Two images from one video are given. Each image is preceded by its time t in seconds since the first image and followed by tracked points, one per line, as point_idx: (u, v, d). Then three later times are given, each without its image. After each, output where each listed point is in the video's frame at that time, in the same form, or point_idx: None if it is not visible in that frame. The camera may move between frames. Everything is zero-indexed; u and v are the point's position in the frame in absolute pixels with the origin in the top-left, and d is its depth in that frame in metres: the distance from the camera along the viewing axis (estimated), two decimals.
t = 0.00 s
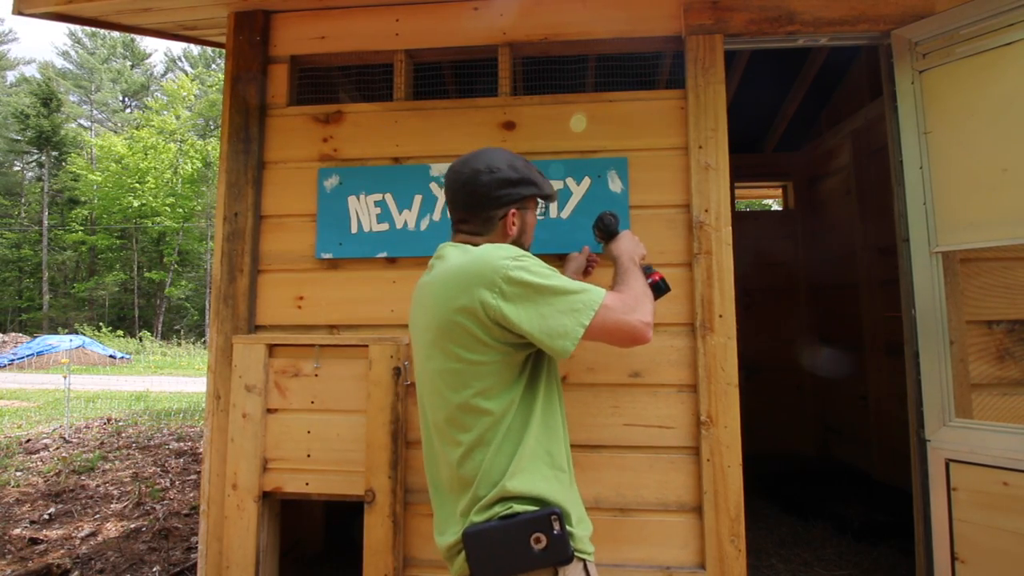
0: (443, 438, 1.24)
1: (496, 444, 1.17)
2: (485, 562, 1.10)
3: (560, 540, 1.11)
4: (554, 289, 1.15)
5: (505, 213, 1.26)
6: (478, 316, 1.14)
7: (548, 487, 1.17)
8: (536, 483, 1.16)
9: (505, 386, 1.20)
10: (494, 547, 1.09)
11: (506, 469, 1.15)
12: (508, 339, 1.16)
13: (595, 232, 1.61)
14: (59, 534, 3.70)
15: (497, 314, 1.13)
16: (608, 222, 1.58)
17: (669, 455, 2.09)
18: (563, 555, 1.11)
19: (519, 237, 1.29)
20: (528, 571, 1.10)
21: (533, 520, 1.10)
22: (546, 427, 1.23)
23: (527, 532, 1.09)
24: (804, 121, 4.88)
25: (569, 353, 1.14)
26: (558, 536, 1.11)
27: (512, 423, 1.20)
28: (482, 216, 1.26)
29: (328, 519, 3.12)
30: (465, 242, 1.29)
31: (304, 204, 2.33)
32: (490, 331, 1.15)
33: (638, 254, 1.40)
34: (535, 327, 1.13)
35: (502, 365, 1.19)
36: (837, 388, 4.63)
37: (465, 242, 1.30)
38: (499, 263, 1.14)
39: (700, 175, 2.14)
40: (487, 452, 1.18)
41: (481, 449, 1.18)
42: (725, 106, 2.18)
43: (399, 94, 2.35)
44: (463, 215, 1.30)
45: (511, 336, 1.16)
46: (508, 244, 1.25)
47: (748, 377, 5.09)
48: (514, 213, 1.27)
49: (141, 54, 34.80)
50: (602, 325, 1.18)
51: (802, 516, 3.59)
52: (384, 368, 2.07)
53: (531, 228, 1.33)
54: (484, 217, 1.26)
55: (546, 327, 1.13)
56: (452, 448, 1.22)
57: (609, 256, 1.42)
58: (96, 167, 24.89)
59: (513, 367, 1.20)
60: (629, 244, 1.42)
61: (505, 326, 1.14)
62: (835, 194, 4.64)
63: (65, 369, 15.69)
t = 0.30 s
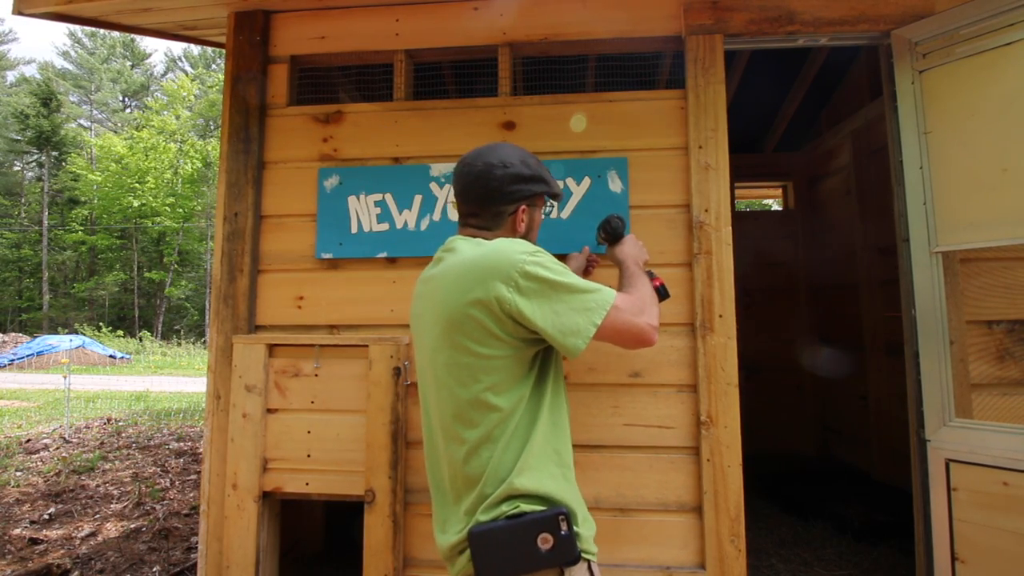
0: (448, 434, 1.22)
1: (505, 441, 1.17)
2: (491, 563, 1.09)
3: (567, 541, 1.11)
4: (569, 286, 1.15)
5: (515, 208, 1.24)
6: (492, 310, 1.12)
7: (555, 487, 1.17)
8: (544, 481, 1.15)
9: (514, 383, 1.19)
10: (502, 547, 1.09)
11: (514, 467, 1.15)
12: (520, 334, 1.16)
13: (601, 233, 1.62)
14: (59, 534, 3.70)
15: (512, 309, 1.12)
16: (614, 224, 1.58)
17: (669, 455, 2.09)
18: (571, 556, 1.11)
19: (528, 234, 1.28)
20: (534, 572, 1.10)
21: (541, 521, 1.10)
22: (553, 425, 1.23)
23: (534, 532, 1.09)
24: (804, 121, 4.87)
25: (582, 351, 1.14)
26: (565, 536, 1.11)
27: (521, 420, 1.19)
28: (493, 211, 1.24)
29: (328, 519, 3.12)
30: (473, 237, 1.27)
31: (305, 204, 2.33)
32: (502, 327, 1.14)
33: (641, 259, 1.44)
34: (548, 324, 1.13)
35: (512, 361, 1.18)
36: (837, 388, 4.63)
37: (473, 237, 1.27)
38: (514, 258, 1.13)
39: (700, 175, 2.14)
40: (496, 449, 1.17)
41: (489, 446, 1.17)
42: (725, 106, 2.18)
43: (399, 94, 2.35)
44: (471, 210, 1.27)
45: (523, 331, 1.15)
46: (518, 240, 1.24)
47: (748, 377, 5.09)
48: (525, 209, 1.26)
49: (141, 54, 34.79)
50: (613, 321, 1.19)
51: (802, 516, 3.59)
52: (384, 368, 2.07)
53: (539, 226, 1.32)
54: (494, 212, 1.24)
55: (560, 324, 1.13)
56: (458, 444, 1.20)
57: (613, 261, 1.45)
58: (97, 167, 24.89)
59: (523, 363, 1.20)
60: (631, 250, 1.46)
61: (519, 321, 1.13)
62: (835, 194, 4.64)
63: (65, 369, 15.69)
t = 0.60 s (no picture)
0: (447, 432, 1.21)
1: (505, 440, 1.16)
2: (490, 564, 1.08)
3: (566, 542, 1.10)
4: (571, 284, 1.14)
5: (517, 204, 1.24)
6: (493, 307, 1.12)
7: (555, 487, 1.16)
8: (543, 481, 1.15)
9: (515, 381, 1.18)
10: (501, 548, 1.08)
11: (514, 465, 1.14)
12: (520, 331, 1.15)
13: (599, 233, 1.62)
14: (59, 534, 3.70)
15: (513, 305, 1.11)
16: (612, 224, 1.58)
17: (669, 455, 2.09)
18: (569, 557, 1.11)
19: (529, 231, 1.27)
20: (533, 573, 1.09)
21: (540, 521, 1.10)
22: (552, 424, 1.22)
23: (533, 532, 1.09)
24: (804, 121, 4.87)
25: (584, 348, 1.14)
26: (563, 537, 1.10)
27: (521, 419, 1.19)
28: (495, 206, 1.24)
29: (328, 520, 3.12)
30: (474, 232, 1.26)
31: (304, 204, 2.33)
32: (504, 323, 1.13)
33: (641, 256, 1.43)
34: (550, 321, 1.12)
35: (513, 358, 1.17)
36: (837, 388, 4.63)
37: (474, 232, 1.27)
38: (517, 254, 1.13)
39: (701, 175, 2.14)
40: (495, 446, 1.16)
41: (489, 444, 1.17)
42: (725, 106, 2.17)
43: (399, 94, 2.35)
44: (473, 204, 1.26)
45: (524, 328, 1.15)
46: (520, 235, 1.23)
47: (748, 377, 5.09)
48: (527, 205, 1.25)
49: (141, 54, 34.78)
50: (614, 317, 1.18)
51: (802, 516, 3.59)
52: (384, 368, 2.07)
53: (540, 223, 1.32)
54: (496, 207, 1.24)
55: (562, 322, 1.12)
56: (457, 442, 1.19)
57: (612, 260, 1.44)
58: (96, 167, 24.88)
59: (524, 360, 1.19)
60: (630, 248, 1.45)
61: (520, 318, 1.13)
62: (835, 194, 4.64)
63: (65, 369, 15.68)
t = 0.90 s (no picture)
0: (446, 431, 1.21)
1: (504, 439, 1.16)
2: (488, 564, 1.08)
3: (565, 543, 1.10)
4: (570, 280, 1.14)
5: (517, 201, 1.23)
6: (493, 305, 1.11)
7: (553, 486, 1.16)
8: (541, 480, 1.15)
9: (514, 380, 1.18)
10: (498, 547, 1.08)
11: (513, 464, 1.14)
12: (520, 329, 1.15)
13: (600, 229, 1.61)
14: (59, 534, 3.70)
15: (514, 303, 1.11)
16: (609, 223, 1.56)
17: (669, 455, 2.08)
18: (567, 556, 1.11)
19: (528, 227, 1.27)
20: (530, 572, 1.09)
21: (538, 521, 1.10)
22: (552, 423, 1.22)
23: (531, 532, 1.09)
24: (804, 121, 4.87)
25: (584, 346, 1.13)
26: (562, 537, 1.10)
27: (521, 417, 1.18)
28: (494, 203, 1.23)
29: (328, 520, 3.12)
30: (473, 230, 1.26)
31: (304, 204, 2.32)
32: (504, 322, 1.13)
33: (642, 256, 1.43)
34: (550, 319, 1.12)
35: (513, 356, 1.17)
36: (837, 388, 4.63)
37: (474, 230, 1.26)
38: (517, 252, 1.12)
39: (701, 175, 2.14)
40: (494, 444, 1.16)
41: (487, 442, 1.16)
42: (725, 106, 2.17)
43: (399, 94, 2.35)
44: (472, 202, 1.26)
45: (524, 326, 1.14)
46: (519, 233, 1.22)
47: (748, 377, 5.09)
48: (527, 202, 1.25)
49: (140, 54, 34.77)
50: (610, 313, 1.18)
51: (802, 517, 3.59)
52: (384, 368, 2.07)
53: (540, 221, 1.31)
54: (496, 204, 1.23)
55: (562, 319, 1.12)
56: (456, 441, 1.19)
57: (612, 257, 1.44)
58: (96, 167, 24.86)
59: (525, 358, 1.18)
60: (630, 246, 1.45)
61: (520, 316, 1.12)
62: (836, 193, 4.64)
63: (65, 369, 15.67)
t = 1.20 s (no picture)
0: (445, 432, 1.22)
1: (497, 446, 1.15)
2: (490, 554, 1.09)
3: (567, 539, 1.09)
4: (561, 311, 1.06)
5: (514, 202, 1.22)
6: (483, 314, 1.10)
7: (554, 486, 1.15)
8: (541, 482, 1.14)
9: (510, 393, 1.16)
10: (500, 539, 1.08)
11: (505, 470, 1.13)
12: (512, 343, 1.12)
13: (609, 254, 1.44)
14: (58, 535, 3.70)
15: (502, 315, 1.09)
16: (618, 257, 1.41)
17: (669, 455, 2.08)
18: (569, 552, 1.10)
19: (528, 227, 1.24)
20: (532, 564, 1.09)
21: (539, 515, 1.09)
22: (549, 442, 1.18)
23: (533, 526, 1.08)
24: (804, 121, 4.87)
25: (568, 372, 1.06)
26: (563, 531, 1.09)
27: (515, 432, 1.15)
28: (492, 205, 1.23)
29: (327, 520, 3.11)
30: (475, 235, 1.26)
31: (304, 205, 2.32)
32: (494, 333, 1.11)
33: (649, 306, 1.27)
34: (536, 337, 1.08)
35: (505, 372, 1.14)
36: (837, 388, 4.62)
37: (475, 235, 1.27)
38: (512, 265, 1.11)
39: (701, 175, 2.13)
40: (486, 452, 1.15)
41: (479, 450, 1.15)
42: (725, 106, 2.17)
43: (399, 94, 2.34)
44: (473, 207, 1.27)
45: (516, 341, 1.11)
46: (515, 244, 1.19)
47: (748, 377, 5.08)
48: (523, 202, 1.23)
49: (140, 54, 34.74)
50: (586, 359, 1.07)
51: (802, 517, 3.59)
52: (384, 368, 2.06)
53: (542, 220, 1.28)
54: (493, 207, 1.23)
55: (548, 339, 1.06)
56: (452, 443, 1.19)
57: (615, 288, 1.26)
58: (95, 167, 24.86)
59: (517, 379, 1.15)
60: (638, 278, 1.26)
61: (508, 329, 1.10)
62: (836, 193, 4.63)
63: (65, 369, 15.65)
